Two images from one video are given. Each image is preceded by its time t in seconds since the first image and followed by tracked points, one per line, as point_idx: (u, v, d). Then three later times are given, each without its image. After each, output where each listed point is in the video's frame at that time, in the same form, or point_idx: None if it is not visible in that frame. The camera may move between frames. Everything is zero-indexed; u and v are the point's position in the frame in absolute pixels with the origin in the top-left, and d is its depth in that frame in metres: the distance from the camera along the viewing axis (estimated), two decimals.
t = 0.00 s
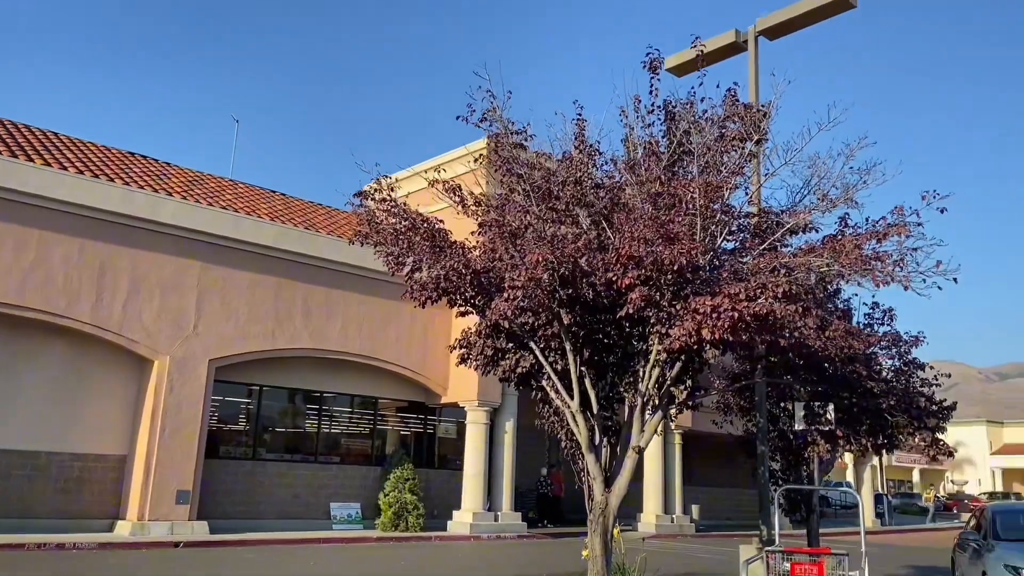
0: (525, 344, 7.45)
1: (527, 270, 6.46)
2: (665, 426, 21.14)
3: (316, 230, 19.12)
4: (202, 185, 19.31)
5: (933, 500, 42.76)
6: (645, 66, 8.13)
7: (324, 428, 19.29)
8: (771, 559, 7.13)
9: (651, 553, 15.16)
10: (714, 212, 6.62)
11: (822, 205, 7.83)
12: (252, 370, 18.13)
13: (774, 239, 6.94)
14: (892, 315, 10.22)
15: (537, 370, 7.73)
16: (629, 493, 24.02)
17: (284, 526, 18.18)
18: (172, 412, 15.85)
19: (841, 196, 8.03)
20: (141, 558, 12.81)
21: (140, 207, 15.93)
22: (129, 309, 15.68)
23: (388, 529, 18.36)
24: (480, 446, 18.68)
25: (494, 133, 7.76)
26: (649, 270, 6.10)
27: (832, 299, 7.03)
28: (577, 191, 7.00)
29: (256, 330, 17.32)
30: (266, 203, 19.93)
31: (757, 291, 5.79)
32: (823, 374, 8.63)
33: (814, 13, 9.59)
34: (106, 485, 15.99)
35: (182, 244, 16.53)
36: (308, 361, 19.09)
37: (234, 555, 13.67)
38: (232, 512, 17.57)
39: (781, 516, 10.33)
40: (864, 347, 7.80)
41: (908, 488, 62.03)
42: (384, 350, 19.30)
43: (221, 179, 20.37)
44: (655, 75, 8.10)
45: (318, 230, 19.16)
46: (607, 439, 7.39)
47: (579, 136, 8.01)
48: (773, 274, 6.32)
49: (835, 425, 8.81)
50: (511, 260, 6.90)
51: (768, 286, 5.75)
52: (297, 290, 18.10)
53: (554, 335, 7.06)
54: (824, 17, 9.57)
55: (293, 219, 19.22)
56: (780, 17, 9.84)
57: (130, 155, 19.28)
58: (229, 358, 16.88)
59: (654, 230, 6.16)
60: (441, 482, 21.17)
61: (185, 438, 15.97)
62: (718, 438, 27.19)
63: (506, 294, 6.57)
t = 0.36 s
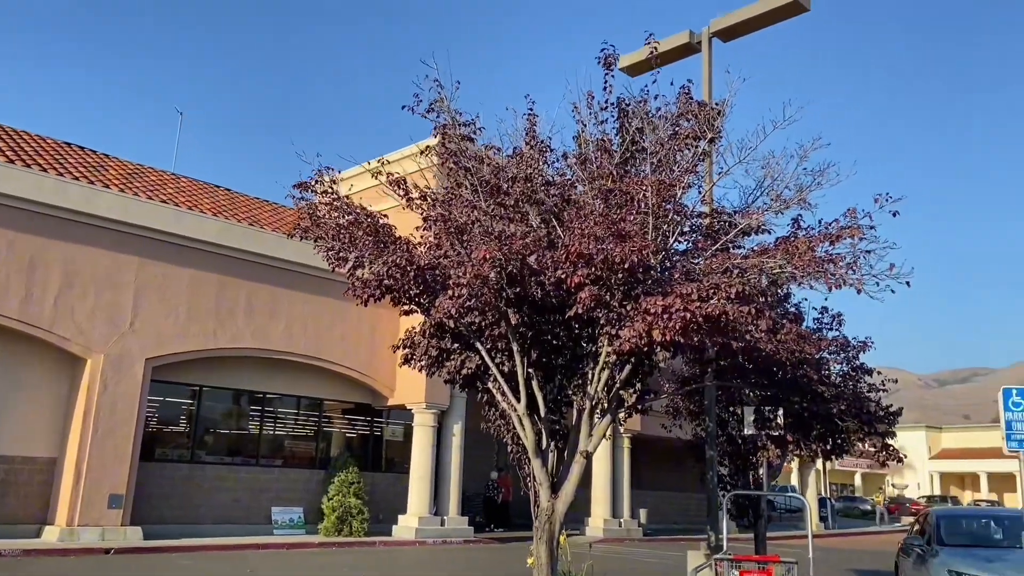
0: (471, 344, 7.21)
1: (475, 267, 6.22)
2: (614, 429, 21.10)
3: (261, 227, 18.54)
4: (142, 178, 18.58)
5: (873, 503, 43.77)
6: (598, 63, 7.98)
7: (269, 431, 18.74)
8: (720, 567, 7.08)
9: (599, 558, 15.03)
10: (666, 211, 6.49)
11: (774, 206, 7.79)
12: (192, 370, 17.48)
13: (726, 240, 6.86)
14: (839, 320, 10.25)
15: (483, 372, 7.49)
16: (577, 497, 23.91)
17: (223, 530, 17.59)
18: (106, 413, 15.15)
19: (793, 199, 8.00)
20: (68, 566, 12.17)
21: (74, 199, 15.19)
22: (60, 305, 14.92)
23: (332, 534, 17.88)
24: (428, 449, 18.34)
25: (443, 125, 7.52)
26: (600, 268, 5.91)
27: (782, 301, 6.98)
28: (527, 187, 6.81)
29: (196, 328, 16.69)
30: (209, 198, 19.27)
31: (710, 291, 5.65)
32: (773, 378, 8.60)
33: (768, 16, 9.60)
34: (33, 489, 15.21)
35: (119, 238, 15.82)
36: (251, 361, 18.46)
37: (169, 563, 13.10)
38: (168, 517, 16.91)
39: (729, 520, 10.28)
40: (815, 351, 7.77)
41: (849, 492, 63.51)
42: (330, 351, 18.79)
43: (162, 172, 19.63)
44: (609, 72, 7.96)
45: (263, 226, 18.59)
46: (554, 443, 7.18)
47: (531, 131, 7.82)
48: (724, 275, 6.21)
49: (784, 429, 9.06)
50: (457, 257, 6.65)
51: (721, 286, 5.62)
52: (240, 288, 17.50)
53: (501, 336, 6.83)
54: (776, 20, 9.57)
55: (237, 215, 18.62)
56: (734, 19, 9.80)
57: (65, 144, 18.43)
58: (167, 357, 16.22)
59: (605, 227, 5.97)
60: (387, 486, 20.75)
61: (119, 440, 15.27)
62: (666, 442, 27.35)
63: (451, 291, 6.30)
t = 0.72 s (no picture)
0: (422, 338, 7.01)
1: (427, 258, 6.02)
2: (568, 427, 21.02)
3: (208, 219, 17.98)
4: (82, 166, 17.86)
5: (820, 502, 44.62)
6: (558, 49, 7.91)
7: (215, 431, 18.22)
8: (672, 566, 6.99)
9: (551, 558, 14.93)
10: (624, 203, 6.40)
11: (733, 199, 7.86)
12: (133, 366, 16.85)
13: (683, 235, 6.81)
14: (792, 318, 10.29)
15: (434, 367, 7.29)
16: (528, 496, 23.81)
17: (164, 532, 17.00)
18: (40, 410, 14.48)
19: (750, 194, 8.01)
20: None
21: (8, 186, 14.49)
22: None
23: (277, 536, 17.43)
24: (378, 448, 18.00)
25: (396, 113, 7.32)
26: (556, 259, 5.77)
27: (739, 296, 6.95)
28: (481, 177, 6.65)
29: (136, 323, 16.08)
30: (154, 189, 18.62)
31: (669, 283, 5.56)
32: (728, 374, 8.60)
33: (726, 11, 9.60)
34: None
35: (56, 228, 15.15)
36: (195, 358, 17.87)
37: (105, 566, 12.56)
38: (105, 519, 16.27)
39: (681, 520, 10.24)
40: (774, 346, 7.89)
41: (794, 491, 64.81)
42: (278, 348, 18.30)
43: (104, 161, 18.90)
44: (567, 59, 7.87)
45: (210, 219, 18.02)
46: (506, 440, 7.01)
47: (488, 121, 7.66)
48: (682, 268, 6.13)
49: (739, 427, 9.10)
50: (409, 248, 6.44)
51: (680, 278, 5.53)
52: (184, 282, 16.93)
53: (454, 329, 6.65)
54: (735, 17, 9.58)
55: (183, 207, 18.03)
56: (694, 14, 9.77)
57: None
58: (106, 353, 15.59)
59: (562, 216, 5.83)
60: (336, 486, 20.33)
61: (53, 439, 14.62)
62: (618, 441, 27.44)
63: (401, 281, 6.07)
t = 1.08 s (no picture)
0: (366, 336, 6.74)
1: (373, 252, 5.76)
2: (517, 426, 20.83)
3: (144, 212, 17.28)
4: (9, 155, 16.98)
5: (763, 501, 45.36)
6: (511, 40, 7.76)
7: (151, 433, 17.53)
8: (623, 571, 6.84)
9: (499, 562, 14.71)
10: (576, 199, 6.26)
11: (689, 195, 7.97)
12: (63, 365, 16.05)
13: (637, 232, 6.71)
14: (741, 318, 10.29)
15: (379, 366, 7.03)
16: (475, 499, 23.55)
17: (94, 539, 16.24)
18: None
19: (703, 192, 7.98)
20: None
21: None
22: None
23: (214, 542, 16.79)
24: (322, 450, 17.54)
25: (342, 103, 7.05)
26: (508, 254, 5.57)
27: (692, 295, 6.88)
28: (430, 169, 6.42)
29: (66, 320, 15.31)
30: (86, 180, 17.83)
31: (624, 280, 5.42)
32: (680, 373, 8.54)
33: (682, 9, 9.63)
34: None
35: None
36: (131, 357, 17.15)
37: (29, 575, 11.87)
38: (30, 525, 15.44)
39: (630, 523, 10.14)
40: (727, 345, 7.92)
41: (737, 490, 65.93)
42: (217, 347, 17.67)
43: (33, 150, 18.02)
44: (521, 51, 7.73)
45: (146, 212, 17.33)
46: (454, 442, 6.77)
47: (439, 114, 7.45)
48: (637, 265, 6.01)
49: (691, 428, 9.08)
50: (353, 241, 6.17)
51: (636, 274, 5.40)
52: (119, 277, 16.21)
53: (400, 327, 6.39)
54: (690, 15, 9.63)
55: (117, 199, 17.29)
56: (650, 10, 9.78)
57: None
58: (32, 350, 14.80)
59: (515, 209, 5.64)
60: (277, 490, 19.76)
61: None
62: (566, 442, 27.41)
63: (344, 275, 5.78)
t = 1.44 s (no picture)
0: (303, 327, 6.50)
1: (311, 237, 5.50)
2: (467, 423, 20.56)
3: (78, 202, 16.54)
4: None
5: (711, 497, 45.93)
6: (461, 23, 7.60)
7: (86, 432, 16.83)
8: (569, 569, 6.67)
9: (446, 562, 14.47)
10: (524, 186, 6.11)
11: (641, 183, 7.91)
12: None
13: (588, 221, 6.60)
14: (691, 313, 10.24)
15: (316, 358, 6.83)
16: (424, 498, 23.24)
17: (21, 542, 15.51)
18: None
19: (653, 181, 7.94)
20: None
21: None
22: None
23: (150, 545, 16.20)
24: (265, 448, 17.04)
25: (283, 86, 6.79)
26: (452, 239, 5.37)
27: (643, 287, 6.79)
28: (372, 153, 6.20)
29: None
30: (17, 167, 17.02)
31: (573, 266, 5.28)
32: (630, 366, 8.46)
33: None
34: None
35: None
36: (65, 354, 16.37)
37: None
38: None
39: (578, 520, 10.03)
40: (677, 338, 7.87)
41: (686, 487, 66.74)
42: (155, 343, 16.98)
43: None
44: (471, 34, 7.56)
45: (80, 202, 16.59)
46: (396, 438, 6.52)
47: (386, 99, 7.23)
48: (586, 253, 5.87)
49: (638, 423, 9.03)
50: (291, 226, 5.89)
51: (586, 261, 5.26)
52: (50, 269, 15.45)
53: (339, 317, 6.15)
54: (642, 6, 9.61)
55: (49, 188, 16.55)
56: None
57: None
58: None
59: (460, 192, 5.45)
60: (218, 490, 19.18)
61: None
62: (516, 440, 27.28)
63: (278, 261, 5.49)
